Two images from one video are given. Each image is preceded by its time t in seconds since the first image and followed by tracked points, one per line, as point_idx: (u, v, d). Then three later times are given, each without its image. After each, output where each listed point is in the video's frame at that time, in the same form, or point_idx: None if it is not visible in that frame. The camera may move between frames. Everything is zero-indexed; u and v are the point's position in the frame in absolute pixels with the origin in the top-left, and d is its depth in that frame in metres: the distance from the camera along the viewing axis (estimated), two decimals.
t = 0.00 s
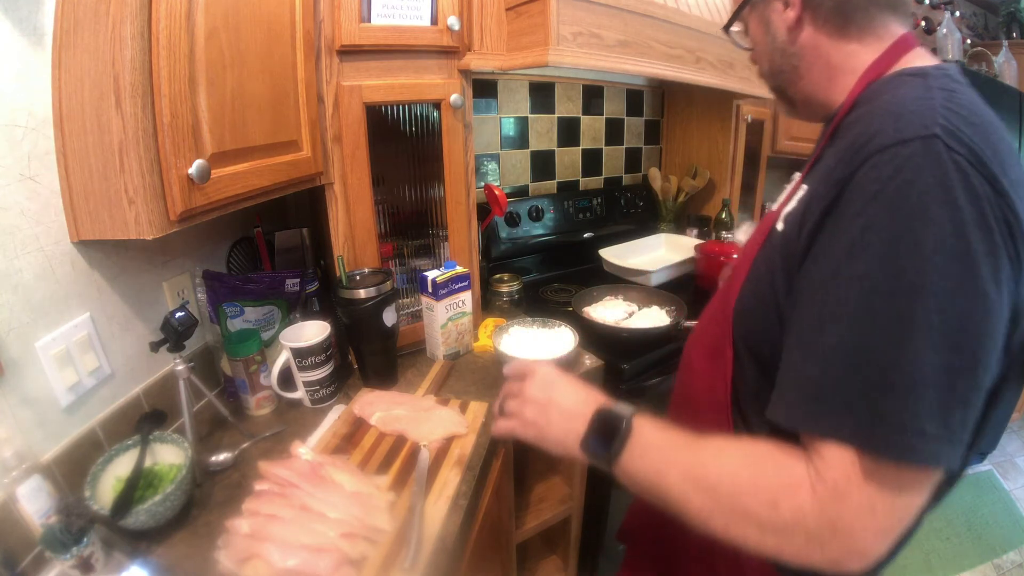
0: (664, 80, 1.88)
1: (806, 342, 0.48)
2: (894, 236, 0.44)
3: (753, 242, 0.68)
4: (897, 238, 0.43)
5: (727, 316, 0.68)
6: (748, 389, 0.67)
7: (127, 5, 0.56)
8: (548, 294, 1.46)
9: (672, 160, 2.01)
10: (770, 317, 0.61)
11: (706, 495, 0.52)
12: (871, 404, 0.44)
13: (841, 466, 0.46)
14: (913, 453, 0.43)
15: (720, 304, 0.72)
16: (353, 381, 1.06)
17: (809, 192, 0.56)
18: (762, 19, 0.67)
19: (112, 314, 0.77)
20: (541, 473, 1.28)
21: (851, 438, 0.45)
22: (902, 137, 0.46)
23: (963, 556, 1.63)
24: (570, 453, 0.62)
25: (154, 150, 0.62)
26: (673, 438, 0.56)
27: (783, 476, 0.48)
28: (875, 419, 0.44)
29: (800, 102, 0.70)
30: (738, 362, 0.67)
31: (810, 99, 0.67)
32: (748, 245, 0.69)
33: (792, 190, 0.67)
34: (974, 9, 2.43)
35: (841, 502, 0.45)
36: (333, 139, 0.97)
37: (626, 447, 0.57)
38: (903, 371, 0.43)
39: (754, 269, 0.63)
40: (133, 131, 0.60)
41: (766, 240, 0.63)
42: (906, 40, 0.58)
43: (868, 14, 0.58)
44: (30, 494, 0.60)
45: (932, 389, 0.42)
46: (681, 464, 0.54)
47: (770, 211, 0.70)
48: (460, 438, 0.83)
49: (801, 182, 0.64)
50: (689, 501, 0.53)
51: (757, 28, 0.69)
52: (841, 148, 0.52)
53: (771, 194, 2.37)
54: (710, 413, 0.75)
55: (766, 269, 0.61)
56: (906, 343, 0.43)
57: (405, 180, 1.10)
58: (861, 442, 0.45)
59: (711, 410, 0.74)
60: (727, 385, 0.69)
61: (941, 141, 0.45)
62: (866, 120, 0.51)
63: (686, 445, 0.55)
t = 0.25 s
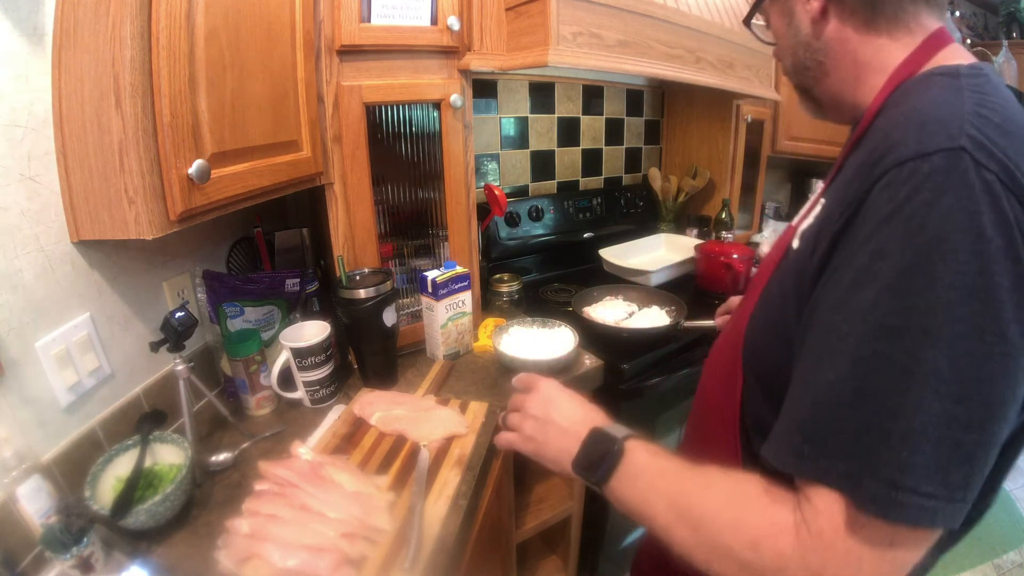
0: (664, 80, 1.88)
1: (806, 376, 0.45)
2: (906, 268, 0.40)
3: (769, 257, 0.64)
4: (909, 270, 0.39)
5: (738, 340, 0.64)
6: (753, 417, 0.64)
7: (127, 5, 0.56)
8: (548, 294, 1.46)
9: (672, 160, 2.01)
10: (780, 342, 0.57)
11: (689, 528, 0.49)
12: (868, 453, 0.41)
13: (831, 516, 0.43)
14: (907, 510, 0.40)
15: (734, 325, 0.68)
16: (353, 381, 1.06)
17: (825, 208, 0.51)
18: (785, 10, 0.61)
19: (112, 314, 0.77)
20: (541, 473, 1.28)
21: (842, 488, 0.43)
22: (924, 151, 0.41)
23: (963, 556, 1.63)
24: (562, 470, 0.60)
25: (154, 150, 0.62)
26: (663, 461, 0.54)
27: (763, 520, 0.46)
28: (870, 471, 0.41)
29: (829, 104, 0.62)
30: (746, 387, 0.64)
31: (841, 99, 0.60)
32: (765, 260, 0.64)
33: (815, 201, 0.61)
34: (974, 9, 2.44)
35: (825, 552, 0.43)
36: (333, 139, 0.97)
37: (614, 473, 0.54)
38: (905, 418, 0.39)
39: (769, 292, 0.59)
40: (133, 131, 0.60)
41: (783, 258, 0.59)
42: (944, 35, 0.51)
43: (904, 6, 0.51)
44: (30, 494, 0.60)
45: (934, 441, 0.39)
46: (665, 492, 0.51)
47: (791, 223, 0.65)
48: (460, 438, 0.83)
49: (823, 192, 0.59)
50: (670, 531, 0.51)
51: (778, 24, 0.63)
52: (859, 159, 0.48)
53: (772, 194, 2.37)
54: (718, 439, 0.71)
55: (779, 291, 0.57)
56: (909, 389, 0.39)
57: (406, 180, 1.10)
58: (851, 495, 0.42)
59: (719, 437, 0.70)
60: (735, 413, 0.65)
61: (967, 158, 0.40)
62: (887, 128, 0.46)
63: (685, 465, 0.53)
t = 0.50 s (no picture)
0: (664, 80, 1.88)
1: (805, 393, 0.45)
2: (909, 284, 0.39)
3: (767, 264, 0.63)
4: (911, 285, 0.39)
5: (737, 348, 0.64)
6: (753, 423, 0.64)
7: (127, 5, 0.56)
8: (548, 294, 1.46)
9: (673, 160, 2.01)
10: (778, 349, 0.57)
11: (687, 542, 0.51)
12: (868, 472, 0.41)
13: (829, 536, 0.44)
14: (906, 530, 0.40)
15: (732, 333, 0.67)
16: (353, 381, 1.06)
17: (824, 217, 0.51)
18: None
19: (113, 314, 0.77)
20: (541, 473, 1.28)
21: (841, 506, 0.43)
22: (926, 162, 0.41)
23: (962, 556, 1.63)
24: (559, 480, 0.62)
25: (154, 150, 0.62)
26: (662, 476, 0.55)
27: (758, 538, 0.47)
28: (869, 491, 0.41)
29: (820, 96, 0.61)
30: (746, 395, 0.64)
31: (832, 91, 0.59)
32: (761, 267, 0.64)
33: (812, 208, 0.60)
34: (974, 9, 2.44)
35: (822, 570, 0.43)
36: (333, 139, 0.97)
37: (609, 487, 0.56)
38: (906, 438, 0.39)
39: (768, 300, 0.59)
40: (133, 131, 0.60)
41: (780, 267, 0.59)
42: (943, 35, 0.50)
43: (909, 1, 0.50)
44: (31, 494, 0.60)
45: (933, 460, 0.39)
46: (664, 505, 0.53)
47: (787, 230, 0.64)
48: (460, 438, 0.83)
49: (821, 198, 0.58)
50: (668, 543, 0.52)
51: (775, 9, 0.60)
52: (858, 168, 0.47)
53: (771, 194, 2.37)
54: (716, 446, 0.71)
55: (778, 299, 0.57)
56: (910, 406, 0.39)
57: (405, 180, 1.10)
58: (848, 515, 0.42)
59: (718, 444, 0.71)
60: (735, 422, 0.65)
61: (970, 171, 0.39)
62: (885, 136, 0.45)
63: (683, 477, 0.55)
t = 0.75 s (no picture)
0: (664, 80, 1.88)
1: (791, 367, 0.45)
2: (880, 256, 0.40)
3: (739, 256, 0.64)
4: (883, 257, 0.40)
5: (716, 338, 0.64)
6: (738, 415, 0.62)
7: (127, 5, 0.56)
8: (548, 294, 1.46)
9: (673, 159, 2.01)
10: (751, 336, 0.57)
11: (694, 520, 0.48)
12: (859, 432, 0.41)
13: (832, 490, 0.43)
14: (905, 479, 0.40)
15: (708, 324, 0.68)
16: (353, 381, 1.06)
17: (791, 202, 0.51)
18: None
19: (113, 314, 0.77)
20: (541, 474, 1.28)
21: (839, 464, 0.43)
22: (887, 142, 0.42)
23: (962, 556, 1.63)
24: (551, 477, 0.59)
25: (154, 151, 0.62)
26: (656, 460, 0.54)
27: (767, 505, 0.45)
28: (864, 447, 0.41)
29: (774, 94, 0.64)
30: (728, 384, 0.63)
31: (784, 90, 0.61)
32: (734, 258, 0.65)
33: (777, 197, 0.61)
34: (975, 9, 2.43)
35: (833, 525, 0.42)
36: (333, 139, 0.97)
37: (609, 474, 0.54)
38: (894, 397, 0.39)
39: (740, 290, 0.59)
40: (133, 131, 0.60)
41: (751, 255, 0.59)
42: (890, 38, 0.52)
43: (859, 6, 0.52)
44: (31, 494, 0.60)
45: (923, 410, 0.39)
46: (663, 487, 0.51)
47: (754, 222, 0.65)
48: (460, 438, 0.83)
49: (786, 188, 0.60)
50: (675, 523, 0.50)
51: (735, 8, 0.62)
52: (822, 152, 0.48)
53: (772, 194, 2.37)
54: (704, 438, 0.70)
55: (749, 288, 0.57)
56: (893, 369, 0.39)
57: (405, 180, 1.10)
58: (848, 465, 0.42)
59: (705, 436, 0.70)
60: (716, 411, 0.65)
61: (930, 146, 0.40)
62: (846, 123, 0.46)
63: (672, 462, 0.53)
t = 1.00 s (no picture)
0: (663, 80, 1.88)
1: (790, 302, 0.49)
2: (850, 193, 0.46)
3: (694, 238, 0.69)
4: (854, 193, 0.46)
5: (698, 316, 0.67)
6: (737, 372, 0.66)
7: (127, 5, 0.56)
8: (548, 294, 1.46)
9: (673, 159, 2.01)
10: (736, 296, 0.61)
11: (732, 458, 0.48)
12: (863, 342, 0.45)
13: (854, 394, 0.46)
14: (910, 370, 0.44)
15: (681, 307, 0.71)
16: (353, 381, 1.06)
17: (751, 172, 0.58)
18: (679, 17, 0.68)
19: (113, 314, 0.77)
20: (541, 473, 1.28)
21: (851, 371, 0.46)
22: (837, 110, 0.49)
23: (962, 556, 1.63)
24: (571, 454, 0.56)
25: (154, 151, 0.62)
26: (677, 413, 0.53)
27: (805, 425, 0.46)
28: (872, 350, 0.45)
29: (707, 98, 0.73)
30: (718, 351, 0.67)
31: (717, 94, 0.70)
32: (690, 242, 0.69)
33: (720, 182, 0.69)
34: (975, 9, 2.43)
35: (860, 425, 0.45)
36: (333, 139, 0.97)
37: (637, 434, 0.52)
38: (887, 304, 0.44)
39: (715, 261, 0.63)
40: (134, 131, 0.60)
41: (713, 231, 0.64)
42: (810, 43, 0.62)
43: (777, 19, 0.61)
44: (30, 494, 0.60)
45: (911, 309, 0.45)
46: (692, 434, 0.50)
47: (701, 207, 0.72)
48: (460, 438, 0.83)
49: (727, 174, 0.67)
50: (714, 466, 0.49)
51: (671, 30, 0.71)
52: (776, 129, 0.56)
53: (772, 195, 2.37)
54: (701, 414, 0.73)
55: (723, 255, 0.62)
56: (880, 280, 0.44)
57: (405, 180, 1.10)
58: (862, 371, 0.45)
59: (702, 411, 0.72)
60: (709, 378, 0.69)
61: (869, 106, 0.48)
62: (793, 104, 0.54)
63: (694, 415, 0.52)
